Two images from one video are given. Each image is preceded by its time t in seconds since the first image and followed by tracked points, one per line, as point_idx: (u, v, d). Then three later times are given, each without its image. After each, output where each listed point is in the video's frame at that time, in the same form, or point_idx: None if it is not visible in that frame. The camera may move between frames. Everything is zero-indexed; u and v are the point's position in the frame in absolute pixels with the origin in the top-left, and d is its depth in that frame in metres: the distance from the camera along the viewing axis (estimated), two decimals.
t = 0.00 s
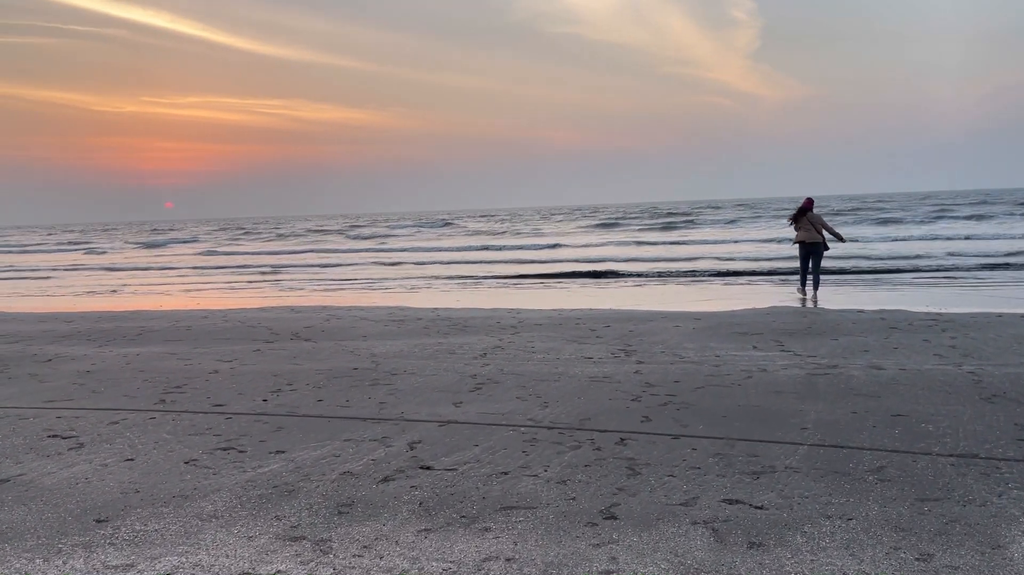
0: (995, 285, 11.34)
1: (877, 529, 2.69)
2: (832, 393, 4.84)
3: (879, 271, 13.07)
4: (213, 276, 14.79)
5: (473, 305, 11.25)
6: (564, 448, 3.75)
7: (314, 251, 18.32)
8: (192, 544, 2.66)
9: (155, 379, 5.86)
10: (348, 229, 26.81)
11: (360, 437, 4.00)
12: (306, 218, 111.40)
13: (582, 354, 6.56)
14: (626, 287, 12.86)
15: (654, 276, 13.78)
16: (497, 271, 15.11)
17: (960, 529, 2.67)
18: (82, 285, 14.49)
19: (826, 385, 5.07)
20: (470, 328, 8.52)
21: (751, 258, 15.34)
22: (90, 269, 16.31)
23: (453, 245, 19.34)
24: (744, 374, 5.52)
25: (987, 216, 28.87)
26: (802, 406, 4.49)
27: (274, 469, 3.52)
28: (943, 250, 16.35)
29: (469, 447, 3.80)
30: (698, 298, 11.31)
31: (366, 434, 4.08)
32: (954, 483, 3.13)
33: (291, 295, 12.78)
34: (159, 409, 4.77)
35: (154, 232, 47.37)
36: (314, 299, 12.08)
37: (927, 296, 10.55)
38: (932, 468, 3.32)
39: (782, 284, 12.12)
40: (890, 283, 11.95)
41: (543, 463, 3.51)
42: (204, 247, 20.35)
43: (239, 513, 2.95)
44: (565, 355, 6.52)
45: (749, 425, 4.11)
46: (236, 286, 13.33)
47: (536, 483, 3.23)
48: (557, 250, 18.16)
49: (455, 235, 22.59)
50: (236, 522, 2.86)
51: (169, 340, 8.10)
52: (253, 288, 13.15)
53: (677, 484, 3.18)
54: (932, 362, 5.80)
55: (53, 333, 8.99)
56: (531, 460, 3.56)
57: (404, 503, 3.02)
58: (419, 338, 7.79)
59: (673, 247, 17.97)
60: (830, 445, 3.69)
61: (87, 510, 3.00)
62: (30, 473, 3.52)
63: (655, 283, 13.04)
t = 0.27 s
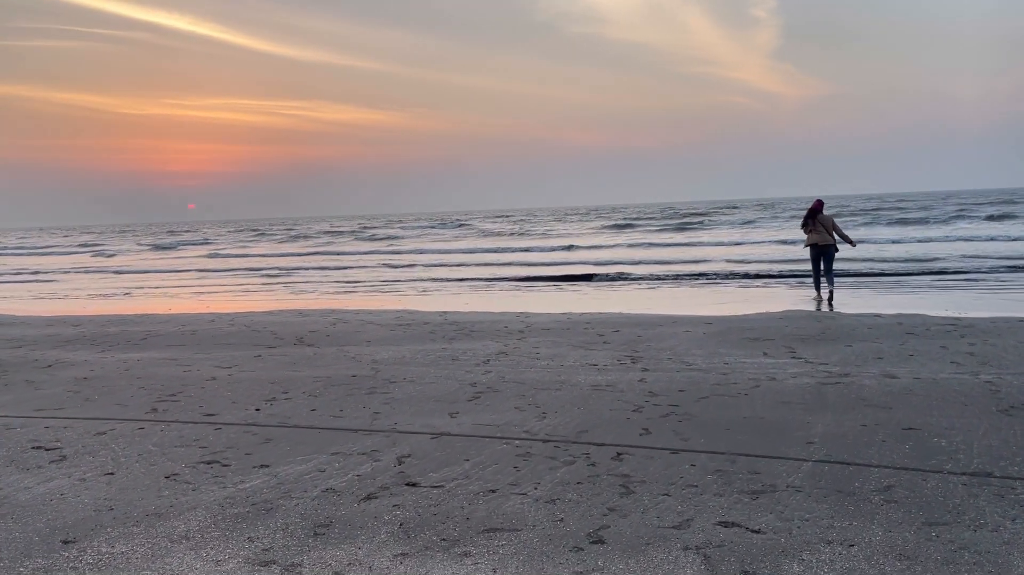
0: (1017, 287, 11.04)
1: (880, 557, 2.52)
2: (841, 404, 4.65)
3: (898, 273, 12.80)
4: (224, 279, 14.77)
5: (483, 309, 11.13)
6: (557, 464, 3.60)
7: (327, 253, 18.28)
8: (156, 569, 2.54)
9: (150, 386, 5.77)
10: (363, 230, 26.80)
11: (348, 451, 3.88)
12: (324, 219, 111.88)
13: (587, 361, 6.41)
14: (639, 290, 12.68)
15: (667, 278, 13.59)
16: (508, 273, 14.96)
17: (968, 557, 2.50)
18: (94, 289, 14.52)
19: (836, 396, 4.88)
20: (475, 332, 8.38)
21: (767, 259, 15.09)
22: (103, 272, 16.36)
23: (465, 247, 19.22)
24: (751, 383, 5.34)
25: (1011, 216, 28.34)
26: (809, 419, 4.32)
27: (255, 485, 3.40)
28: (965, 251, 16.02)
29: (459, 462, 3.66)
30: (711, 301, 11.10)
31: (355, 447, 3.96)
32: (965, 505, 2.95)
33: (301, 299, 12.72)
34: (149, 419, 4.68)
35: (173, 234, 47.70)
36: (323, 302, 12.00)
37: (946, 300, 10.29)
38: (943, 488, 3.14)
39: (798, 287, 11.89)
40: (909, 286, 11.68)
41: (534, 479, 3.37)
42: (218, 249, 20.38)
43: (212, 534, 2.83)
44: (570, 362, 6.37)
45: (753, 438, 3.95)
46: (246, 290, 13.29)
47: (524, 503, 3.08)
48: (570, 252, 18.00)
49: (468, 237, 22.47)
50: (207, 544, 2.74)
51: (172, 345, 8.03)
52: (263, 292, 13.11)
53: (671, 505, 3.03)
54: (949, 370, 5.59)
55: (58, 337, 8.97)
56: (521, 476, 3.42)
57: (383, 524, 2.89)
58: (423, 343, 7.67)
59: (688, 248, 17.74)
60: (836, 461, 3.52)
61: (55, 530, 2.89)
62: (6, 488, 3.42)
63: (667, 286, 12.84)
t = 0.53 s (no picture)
0: None
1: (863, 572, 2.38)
2: (839, 407, 4.49)
3: (910, 272, 12.56)
4: (229, 279, 14.73)
5: (486, 309, 11.01)
6: (537, 469, 3.48)
7: (334, 252, 18.23)
8: None
9: (138, 387, 5.69)
10: (373, 230, 26.76)
11: (324, 455, 3.77)
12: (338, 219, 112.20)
13: (583, 361, 6.27)
14: (645, 289, 12.52)
15: (675, 277, 13.41)
16: (515, 272, 14.84)
17: (958, 573, 2.35)
18: (100, 288, 14.52)
19: (835, 398, 4.73)
20: (474, 332, 8.26)
21: (777, 258, 14.88)
22: (111, 271, 16.38)
23: (473, 246, 19.12)
24: (749, 384, 5.18)
25: None
26: (805, 422, 4.16)
27: (223, 490, 3.29)
28: (980, 249, 15.73)
29: (436, 467, 3.54)
30: (717, 301, 10.92)
31: (331, 451, 3.85)
32: (958, 516, 2.80)
33: (304, 298, 12.65)
34: (129, 421, 4.59)
35: (186, 234, 47.94)
36: (325, 302, 11.93)
37: (959, 299, 10.06)
38: (936, 498, 2.99)
39: (807, 286, 11.69)
40: (921, 285, 11.45)
41: (511, 486, 3.24)
42: (227, 248, 20.38)
43: (167, 544, 2.72)
44: (566, 363, 6.24)
45: (742, 442, 3.80)
46: (250, 290, 13.25)
47: (495, 511, 2.96)
48: (578, 251, 17.85)
49: (477, 236, 22.37)
50: (160, 554, 2.63)
51: (168, 345, 7.96)
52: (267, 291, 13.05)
53: (648, 515, 2.89)
54: (954, 372, 5.41)
55: (57, 337, 8.94)
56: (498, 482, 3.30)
57: (346, 534, 2.77)
58: (419, 343, 7.56)
59: (697, 247, 17.55)
60: (828, 468, 3.37)
61: (8, 538, 2.79)
62: None
63: (674, 285, 12.67)
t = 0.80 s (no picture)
0: None
1: None
2: (830, 416, 4.34)
3: (918, 273, 12.33)
4: (230, 279, 14.67)
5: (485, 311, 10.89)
6: (507, 481, 3.36)
7: (337, 252, 18.15)
8: None
9: (118, 391, 5.61)
10: (379, 230, 26.69)
11: (292, 466, 3.66)
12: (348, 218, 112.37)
13: (573, 366, 6.15)
14: (647, 290, 12.37)
15: (678, 278, 13.24)
16: (517, 273, 14.72)
17: None
18: (101, 289, 14.50)
19: (827, 406, 4.58)
20: (468, 335, 8.15)
21: (782, 259, 14.69)
22: (113, 271, 16.37)
23: (477, 246, 19.01)
24: (739, 392, 5.04)
25: None
26: (792, 432, 4.02)
27: (180, 504, 3.19)
28: (990, 250, 15.48)
29: (403, 479, 3.42)
30: (718, 302, 10.77)
31: (300, 461, 3.73)
32: (939, 537, 2.67)
33: (303, 299, 12.57)
34: (102, 428, 4.50)
35: (196, 234, 48.07)
36: (323, 304, 11.85)
37: (966, 302, 9.85)
38: (918, 516, 2.86)
39: (811, 288, 11.50)
40: (927, 287, 11.23)
41: (477, 501, 3.12)
42: (232, 248, 20.35)
43: (111, 563, 2.61)
44: (555, 368, 6.10)
45: (724, 454, 3.66)
46: (249, 291, 13.19)
47: (457, 528, 2.84)
48: (583, 251, 17.70)
49: (482, 236, 22.26)
50: None
51: (159, 348, 7.89)
52: (266, 293, 12.98)
53: (615, 534, 2.76)
54: (953, 379, 5.24)
55: (51, 339, 8.89)
56: (464, 496, 3.17)
57: (298, 552, 2.66)
58: (410, 346, 7.45)
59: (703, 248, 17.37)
60: (809, 483, 3.23)
61: None
62: None
63: (677, 286, 12.52)
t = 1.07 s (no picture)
0: None
1: None
2: (819, 424, 4.19)
3: (923, 274, 12.13)
4: (229, 279, 14.59)
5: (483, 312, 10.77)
6: (476, 492, 3.22)
7: (338, 252, 18.07)
8: None
9: (97, 394, 5.51)
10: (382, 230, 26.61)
11: (257, 474, 3.54)
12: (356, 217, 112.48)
13: (562, 369, 6.01)
14: (646, 291, 12.22)
15: (679, 278, 13.08)
16: (517, 273, 14.59)
17: None
18: (100, 288, 14.45)
19: (817, 413, 4.42)
20: (460, 336, 8.02)
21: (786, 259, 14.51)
22: (113, 271, 16.33)
23: (479, 246, 18.91)
24: (728, 397, 4.89)
25: None
26: (777, 440, 3.87)
27: (134, 515, 3.07)
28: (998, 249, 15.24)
29: (369, 489, 3.29)
30: (718, 304, 10.61)
31: (266, 469, 3.61)
32: (922, 556, 2.52)
33: (300, 300, 12.47)
34: (71, 433, 4.39)
35: (202, 233, 48.16)
36: (320, 304, 11.75)
37: (971, 304, 9.66)
38: (901, 533, 2.71)
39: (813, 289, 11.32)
40: (932, 288, 11.04)
41: (442, 513, 2.99)
42: (233, 247, 20.29)
43: None
44: (543, 371, 5.96)
45: (705, 463, 3.52)
46: (246, 291, 13.11)
47: (415, 543, 2.71)
48: (585, 251, 17.56)
49: (485, 236, 22.15)
50: None
51: (147, 349, 7.80)
52: (264, 293, 12.89)
53: (580, 550, 2.62)
54: (951, 384, 5.08)
55: (41, 339, 8.82)
56: (429, 508, 3.04)
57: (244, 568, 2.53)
58: (400, 348, 7.33)
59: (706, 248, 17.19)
60: (790, 496, 3.08)
61: None
62: None
63: (677, 287, 12.36)
